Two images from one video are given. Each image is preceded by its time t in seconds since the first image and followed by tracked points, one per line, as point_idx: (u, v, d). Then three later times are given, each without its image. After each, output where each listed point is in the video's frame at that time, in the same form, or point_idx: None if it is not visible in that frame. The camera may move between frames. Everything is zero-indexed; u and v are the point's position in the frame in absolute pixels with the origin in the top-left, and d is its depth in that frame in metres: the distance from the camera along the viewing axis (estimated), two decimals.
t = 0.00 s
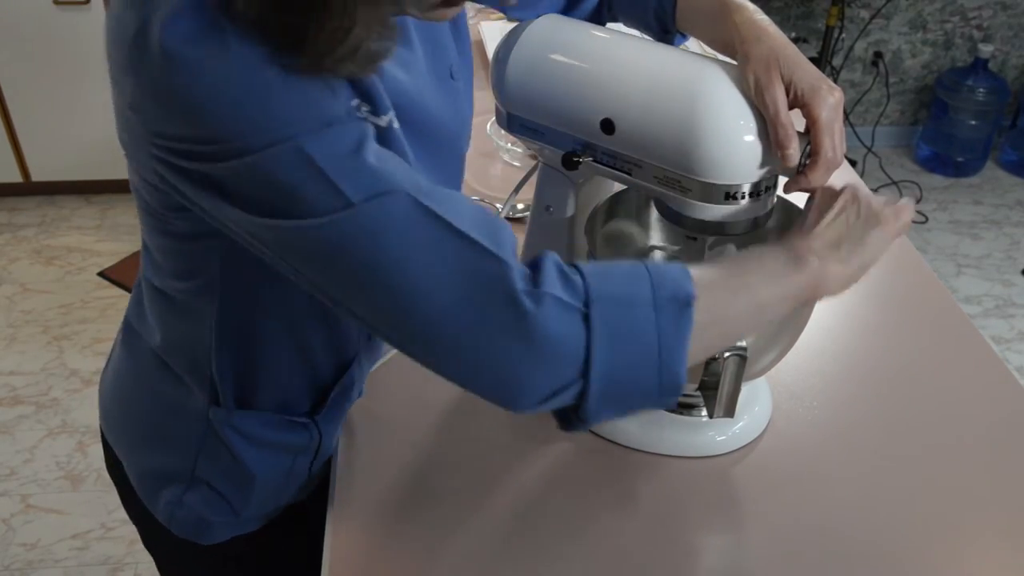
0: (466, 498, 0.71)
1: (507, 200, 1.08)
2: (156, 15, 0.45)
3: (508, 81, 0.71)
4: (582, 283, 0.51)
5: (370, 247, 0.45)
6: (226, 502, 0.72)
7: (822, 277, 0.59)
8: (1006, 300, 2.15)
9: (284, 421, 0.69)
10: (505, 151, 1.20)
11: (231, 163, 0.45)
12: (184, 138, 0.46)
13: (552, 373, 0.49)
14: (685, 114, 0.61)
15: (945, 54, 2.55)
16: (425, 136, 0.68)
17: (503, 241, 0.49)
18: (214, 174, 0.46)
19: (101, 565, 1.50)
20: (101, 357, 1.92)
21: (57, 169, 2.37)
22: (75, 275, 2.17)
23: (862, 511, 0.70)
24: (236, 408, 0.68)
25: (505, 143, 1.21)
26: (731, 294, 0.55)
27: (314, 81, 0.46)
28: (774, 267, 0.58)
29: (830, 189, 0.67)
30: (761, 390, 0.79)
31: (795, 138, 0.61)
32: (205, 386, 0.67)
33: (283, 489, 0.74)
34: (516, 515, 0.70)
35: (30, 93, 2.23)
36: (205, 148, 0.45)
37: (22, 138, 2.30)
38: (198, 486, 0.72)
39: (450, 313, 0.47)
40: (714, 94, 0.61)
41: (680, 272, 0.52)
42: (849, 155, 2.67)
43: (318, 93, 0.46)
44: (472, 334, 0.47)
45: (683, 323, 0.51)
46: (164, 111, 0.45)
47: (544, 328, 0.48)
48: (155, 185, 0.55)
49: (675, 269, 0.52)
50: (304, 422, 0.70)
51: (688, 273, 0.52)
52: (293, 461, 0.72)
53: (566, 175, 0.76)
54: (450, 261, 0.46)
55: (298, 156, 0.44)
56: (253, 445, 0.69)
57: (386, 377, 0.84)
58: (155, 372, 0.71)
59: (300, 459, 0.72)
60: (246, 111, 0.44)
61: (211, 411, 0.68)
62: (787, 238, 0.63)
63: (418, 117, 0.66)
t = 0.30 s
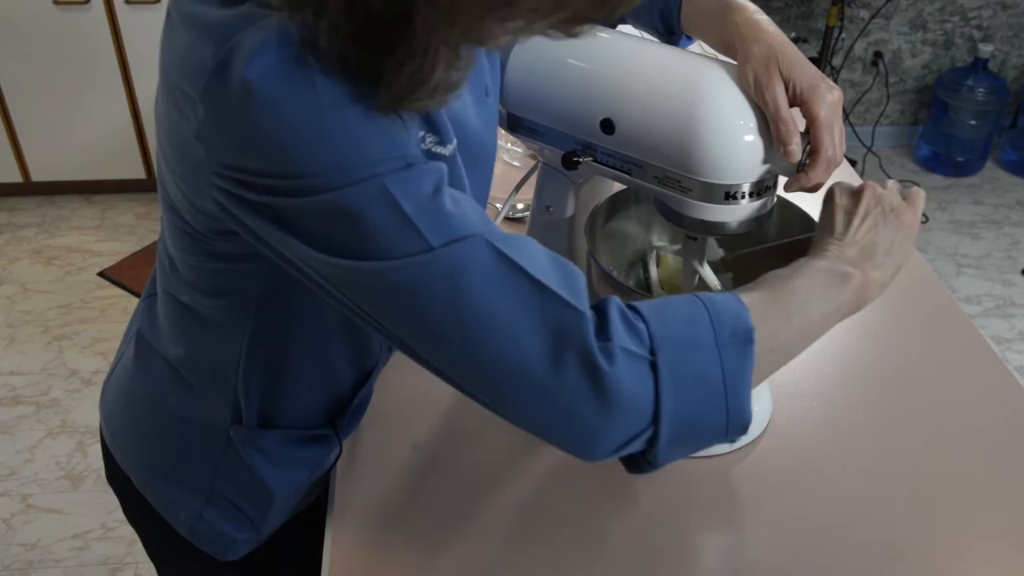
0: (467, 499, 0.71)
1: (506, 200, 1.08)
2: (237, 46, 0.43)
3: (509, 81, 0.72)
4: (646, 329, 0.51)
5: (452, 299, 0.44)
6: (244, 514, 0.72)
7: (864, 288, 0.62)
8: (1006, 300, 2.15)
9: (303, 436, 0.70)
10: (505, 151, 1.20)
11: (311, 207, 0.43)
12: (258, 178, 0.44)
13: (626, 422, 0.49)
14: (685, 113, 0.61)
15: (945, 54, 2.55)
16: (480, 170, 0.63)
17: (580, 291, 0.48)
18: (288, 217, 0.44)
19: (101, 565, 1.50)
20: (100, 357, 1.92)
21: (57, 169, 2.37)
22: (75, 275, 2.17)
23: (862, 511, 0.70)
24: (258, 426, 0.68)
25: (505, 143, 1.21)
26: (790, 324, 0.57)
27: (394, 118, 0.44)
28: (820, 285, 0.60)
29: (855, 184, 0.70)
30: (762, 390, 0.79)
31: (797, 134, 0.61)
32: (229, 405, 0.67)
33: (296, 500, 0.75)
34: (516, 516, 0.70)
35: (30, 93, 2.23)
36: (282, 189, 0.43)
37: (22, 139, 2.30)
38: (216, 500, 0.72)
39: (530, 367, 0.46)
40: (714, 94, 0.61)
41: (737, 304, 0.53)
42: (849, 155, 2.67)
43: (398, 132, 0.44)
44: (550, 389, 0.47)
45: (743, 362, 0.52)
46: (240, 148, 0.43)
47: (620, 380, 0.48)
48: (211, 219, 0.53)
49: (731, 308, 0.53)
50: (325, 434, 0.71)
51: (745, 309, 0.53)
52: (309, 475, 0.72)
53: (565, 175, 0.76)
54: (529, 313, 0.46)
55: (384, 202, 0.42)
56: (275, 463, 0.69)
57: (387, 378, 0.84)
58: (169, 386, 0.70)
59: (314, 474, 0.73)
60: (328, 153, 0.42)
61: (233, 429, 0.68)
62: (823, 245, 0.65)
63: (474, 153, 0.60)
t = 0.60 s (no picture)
0: (467, 498, 0.72)
1: (506, 200, 1.08)
2: (255, 60, 0.42)
3: (509, 82, 0.72)
4: (660, 339, 0.51)
5: (473, 316, 0.44)
6: (250, 520, 0.72)
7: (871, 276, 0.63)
8: (1006, 300, 2.15)
9: (310, 442, 0.70)
10: (505, 151, 1.20)
11: (331, 224, 0.43)
12: (278, 195, 0.43)
13: (646, 431, 0.50)
14: (685, 114, 0.61)
15: (945, 54, 2.54)
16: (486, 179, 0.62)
17: (598, 303, 0.48)
18: (308, 234, 0.44)
19: (101, 565, 1.50)
20: (100, 357, 1.92)
21: (57, 169, 2.37)
22: (75, 275, 2.17)
23: (863, 511, 0.70)
24: (263, 433, 0.68)
25: (505, 143, 1.21)
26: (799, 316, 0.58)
27: (413, 131, 0.44)
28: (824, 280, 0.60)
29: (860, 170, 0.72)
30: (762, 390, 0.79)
31: (797, 135, 0.62)
32: (235, 413, 0.67)
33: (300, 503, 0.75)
34: (517, 516, 0.70)
35: (29, 93, 2.23)
36: (301, 207, 0.43)
37: (22, 139, 2.30)
38: (222, 505, 0.72)
39: (553, 381, 0.46)
40: (715, 93, 0.61)
41: (747, 306, 0.54)
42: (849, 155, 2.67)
43: (416, 146, 0.44)
44: (572, 401, 0.47)
45: (756, 363, 0.53)
46: (260, 166, 0.42)
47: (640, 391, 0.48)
48: (227, 232, 0.52)
49: (742, 309, 0.53)
50: (332, 439, 0.71)
51: (756, 311, 0.54)
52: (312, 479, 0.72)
53: (565, 175, 0.76)
54: (550, 327, 0.46)
55: (403, 218, 0.42)
56: (280, 469, 0.69)
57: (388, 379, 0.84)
58: (174, 393, 0.71)
59: (317, 478, 0.73)
60: (350, 170, 0.42)
61: (238, 436, 0.68)
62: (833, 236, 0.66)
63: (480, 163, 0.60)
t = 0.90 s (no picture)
0: (467, 498, 0.72)
1: (507, 200, 1.08)
2: (213, 37, 0.44)
3: (509, 80, 0.71)
4: (569, 327, 0.46)
5: (390, 294, 0.42)
6: (250, 518, 0.73)
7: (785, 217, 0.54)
8: (1006, 300, 2.15)
9: (307, 441, 0.70)
10: (505, 150, 1.20)
11: (267, 194, 0.42)
12: (229, 171, 0.44)
13: (571, 429, 0.45)
14: (686, 114, 0.61)
15: (945, 54, 2.54)
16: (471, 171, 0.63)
17: (533, 290, 0.45)
18: (251, 211, 0.44)
19: (101, 565, 1.50)
20: (100, 357, 1.92)
21: (57, 169, 2.37)
22: (75, 275, 2.17)
23: (862, 511, 0.70)
24: (260, 431, 0.68)
25: (505, 143, 1.21)
26: (718, 266, 0.50)
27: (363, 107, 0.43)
28: (738, 216, 0.52)
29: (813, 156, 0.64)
30: (761, 389, 0.79)
31: (797, 135, 0.62)
32: (229, 411, 0.67)
33: (301, 500, 0.75)
34: (517, 516, 0.70)
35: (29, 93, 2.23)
36: (245, 180, 0.43)
37: (22, 139, 2.30)
38: (221, 505, 0.72)
39: (472, 374, 0.43)
40: (716, 95, 0.61)
41: (655, 269, 0.48)
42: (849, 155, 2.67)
43: (363, 121, 0.43)
44: (485, 393, 0.43)
45: (679, 329, 0.47)
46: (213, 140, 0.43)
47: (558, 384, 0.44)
48: (197, 218, 0.53)
49: (651, 276, 0.47)
50: (327, 438, 0.71)
51: (665, 273, 0.47)
52: (311, 478, 0.73)
53: (565, 174, 0.76)
54: (468, 310, 0.43)
55: (337, 186, 0.41)
56: (277, 468, 0.69)
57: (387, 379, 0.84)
58: (171, 393, 0.71)
59: (317, 476, 0.73)
60: (289, 140, 0.41)
61: (235, 434, 0.68)
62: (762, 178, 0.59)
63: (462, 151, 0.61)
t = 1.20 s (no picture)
0: (467, 497, 0.72)
1: (507, 200, 1.08)
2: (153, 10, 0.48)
3: (509, 82, 0.71)
4: (506, 279, 0.47)
5: (322, 243, 0.43)
6: (239, 512, 0.73)
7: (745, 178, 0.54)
8: (1006, 300, 2.15)
9: (298, 433, 0.70)
10: (505, 150, 1.20)
11: (210, 154, 0.45)
12: (175, 137, 0.47)
13: (505, 379, 0.46)
14: (685, 113, 0.61)
15: (945, 54, 2.55)
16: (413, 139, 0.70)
17: (471, 246, 0.46)
18: (199, 173, 0.47)
19: (101, 565, 1.50)
20: (101, 357, 1.92)
21: (57, 169, 2.37)
22: (75, 275, 2.17)
23: (862, 511, 0.70)
24: (247, 423, 0.68)
25: (505, 143, 1.21)
26: (672, 226, 0.50)
27: (299, 72, 0.47)
28: (700, 172, 0.53)
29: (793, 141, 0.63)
30: (761, 389, 0.79)
31: (796, 135, 0.63)
32: (216, 401, 0.68)
33: (293, 495, 0.75)
34: (516, 516, 0.70)
35: (30, 93, 2.23)
36: (190, 143, 0.46)
37: (22, 139, 2.30)
38: (212, 497, 0.72)
39: (403, 324, 0.44)
40: (716, 95, 0.61)
41: (602, 224, 0.49)
42: (849, 155, 2.67)
43: (299, 82, 0.46)
44: (419, 344, 0.45)
45: (624, 282, 0.48)
46: (158, 105, 0.47)
47: (492, 334, 0.45)
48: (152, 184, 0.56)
49: (597, 229, 0.48)
50: (316, 431, 0.70)
51: (614, 227, 0.48)
52: (302, 471, 0.73)
53: (565, 175, 0.76)
54: (401, 258, 0.44)
55: (271, 138, 0.44)
56: (265, 459, 0.69)
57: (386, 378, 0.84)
58: (162, 386, 0.71)
59: (308, 468, 0.73)
60: (229, 99, 0.45)
61: (222, 426, 0.68)
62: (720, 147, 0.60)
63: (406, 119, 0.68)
